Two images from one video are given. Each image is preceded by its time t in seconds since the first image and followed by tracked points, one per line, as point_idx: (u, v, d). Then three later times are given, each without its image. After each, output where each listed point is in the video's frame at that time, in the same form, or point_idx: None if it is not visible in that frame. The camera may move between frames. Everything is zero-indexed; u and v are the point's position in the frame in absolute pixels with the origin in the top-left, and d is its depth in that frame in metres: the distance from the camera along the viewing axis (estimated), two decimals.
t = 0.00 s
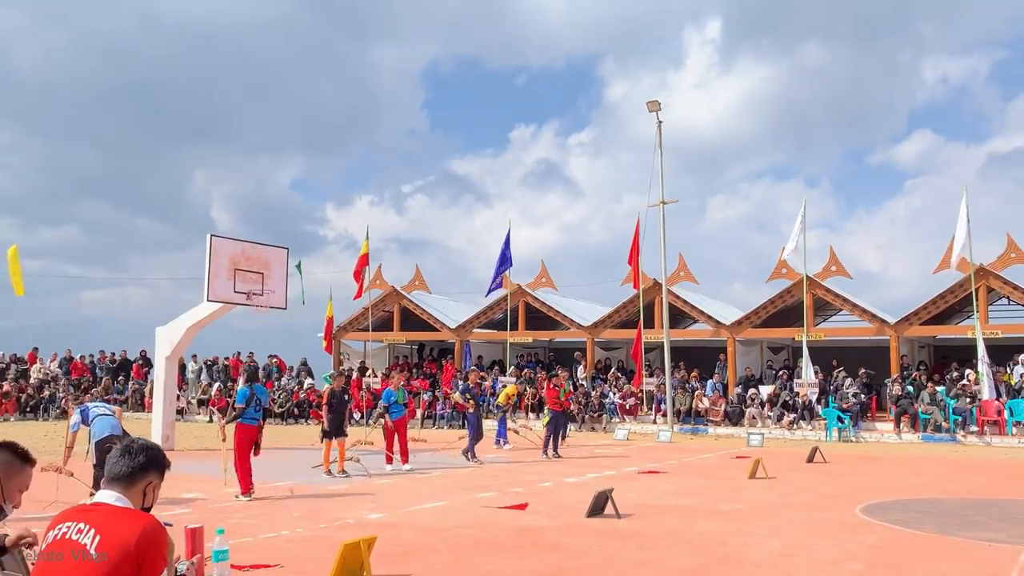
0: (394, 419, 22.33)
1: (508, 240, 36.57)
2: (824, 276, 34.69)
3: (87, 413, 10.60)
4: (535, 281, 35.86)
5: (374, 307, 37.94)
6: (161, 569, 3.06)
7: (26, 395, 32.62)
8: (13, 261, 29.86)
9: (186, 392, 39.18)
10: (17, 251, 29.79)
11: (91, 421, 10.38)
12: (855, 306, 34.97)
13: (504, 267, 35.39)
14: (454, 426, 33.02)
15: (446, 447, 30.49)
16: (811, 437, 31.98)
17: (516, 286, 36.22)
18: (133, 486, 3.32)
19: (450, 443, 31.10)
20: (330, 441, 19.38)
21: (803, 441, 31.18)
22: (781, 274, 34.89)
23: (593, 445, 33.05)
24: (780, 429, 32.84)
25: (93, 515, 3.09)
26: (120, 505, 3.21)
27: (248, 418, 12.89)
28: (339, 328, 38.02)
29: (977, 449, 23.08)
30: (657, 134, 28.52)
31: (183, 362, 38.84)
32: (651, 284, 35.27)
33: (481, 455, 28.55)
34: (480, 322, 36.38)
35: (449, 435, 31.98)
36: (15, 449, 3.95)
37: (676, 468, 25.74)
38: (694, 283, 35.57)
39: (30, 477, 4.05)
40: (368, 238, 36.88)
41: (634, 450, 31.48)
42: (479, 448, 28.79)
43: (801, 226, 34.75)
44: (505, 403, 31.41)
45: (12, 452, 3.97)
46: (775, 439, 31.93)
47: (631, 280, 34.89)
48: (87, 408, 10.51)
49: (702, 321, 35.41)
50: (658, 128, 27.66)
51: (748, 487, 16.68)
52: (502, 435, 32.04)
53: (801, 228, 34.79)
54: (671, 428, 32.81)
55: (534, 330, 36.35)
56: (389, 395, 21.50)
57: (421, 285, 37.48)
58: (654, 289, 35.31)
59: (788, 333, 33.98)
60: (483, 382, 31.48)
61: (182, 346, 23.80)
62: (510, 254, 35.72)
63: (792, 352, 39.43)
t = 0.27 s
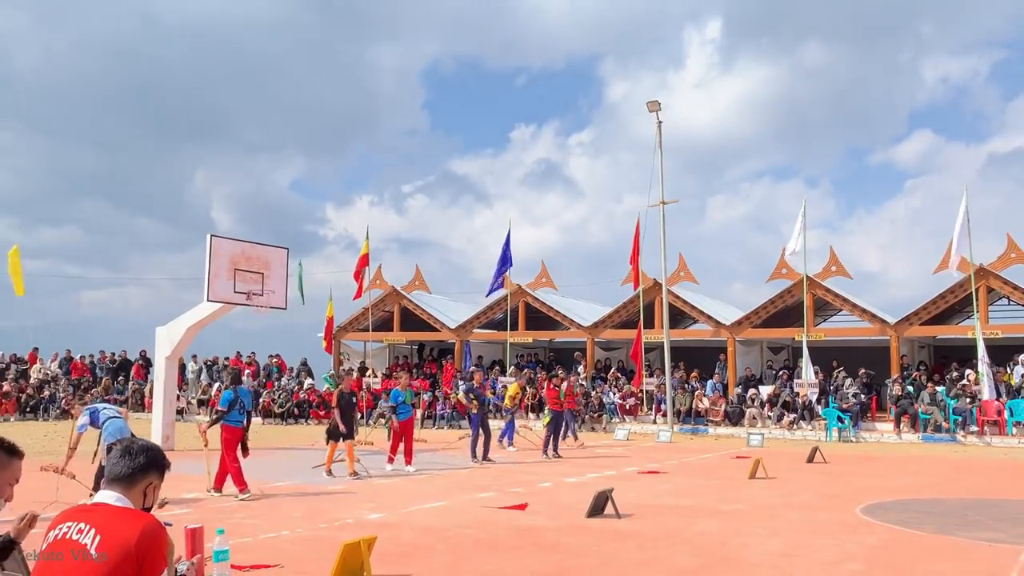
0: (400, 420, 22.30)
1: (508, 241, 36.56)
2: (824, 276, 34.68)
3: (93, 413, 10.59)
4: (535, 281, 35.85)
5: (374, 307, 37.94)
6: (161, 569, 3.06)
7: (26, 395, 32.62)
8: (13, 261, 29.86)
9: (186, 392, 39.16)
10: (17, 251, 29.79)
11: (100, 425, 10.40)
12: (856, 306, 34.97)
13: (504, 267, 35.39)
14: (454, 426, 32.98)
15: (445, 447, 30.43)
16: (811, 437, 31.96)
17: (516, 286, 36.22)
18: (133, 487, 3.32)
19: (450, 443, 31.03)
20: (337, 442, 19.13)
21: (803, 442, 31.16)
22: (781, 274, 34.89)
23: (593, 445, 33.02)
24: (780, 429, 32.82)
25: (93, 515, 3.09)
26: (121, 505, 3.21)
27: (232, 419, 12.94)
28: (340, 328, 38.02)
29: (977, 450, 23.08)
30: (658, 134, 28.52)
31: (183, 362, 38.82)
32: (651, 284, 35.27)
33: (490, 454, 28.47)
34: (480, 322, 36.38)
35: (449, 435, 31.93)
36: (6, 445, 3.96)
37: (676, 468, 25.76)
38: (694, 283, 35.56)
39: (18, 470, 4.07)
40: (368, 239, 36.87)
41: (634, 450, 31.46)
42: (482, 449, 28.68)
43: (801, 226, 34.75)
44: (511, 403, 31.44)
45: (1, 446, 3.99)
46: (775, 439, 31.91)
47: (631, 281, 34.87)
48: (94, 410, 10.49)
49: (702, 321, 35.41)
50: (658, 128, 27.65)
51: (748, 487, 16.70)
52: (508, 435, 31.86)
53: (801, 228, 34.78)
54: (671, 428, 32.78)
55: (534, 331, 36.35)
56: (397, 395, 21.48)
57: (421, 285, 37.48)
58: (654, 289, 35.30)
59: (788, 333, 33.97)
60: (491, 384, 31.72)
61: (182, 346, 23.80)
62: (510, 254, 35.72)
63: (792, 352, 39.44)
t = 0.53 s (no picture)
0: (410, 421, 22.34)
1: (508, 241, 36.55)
2: (824, 276, 34.68)
3: (96, 412, 10.62)
4: (535, 281, 35.85)
5: (374, 308, 37.94)
6: (161, 569, 3.06)
7: (26, 395, 32.62)
8: (13, 261, 29.86)
9: (186, 392, 39.13)
10: (17, 251, 29.79)
11: (104, 426, 10.39)
12: (855, 306, 34.98)
13: (504, 267, 35.38)
14: (454, 426, 32.95)
15: (445, 447, 30.41)
16: (811, 438, 31.94)
17: (516, 286, 36.21)
18: (133, 487, 3.32)
19: (450, 444, 30.99)
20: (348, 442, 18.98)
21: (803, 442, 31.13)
22: (781, 274, 34.89)
23: (593, 445, 33.00)
24: (780, 429, 32.79)
25: (93, 515, 3.09)
26: (120, 505, 3.21)
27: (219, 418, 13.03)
28: (340, 328, 38.02)
29: (977, 450, 23.10)
30: (658, 134, 28.49)
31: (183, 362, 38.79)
32: (651, 284, 35.27)
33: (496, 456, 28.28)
34: (481, 322, 36.37)
35: (449, 435, 31.89)
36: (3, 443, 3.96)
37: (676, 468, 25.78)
38: (694, 283, 35.56)
39: (12, 467, 4.07)
40: (368, 239, 36.86)
41: (634, 451, 31.44)
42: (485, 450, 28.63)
43: (802, 226, 34.74)
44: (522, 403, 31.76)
45: None
46: (775, 439, 31.90)
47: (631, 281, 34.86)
48: (98, 409, 10.49)
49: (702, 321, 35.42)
50: (658, 128, 27.66)
51: (748, 487, 16.72)
52: (511, 435, 31.79)
53: (801, 228, 34.78)
54: (671, 428, 32.76)
55: (534, 331, 36.35)
56: (408, 395, 21.55)
57: (421, 285, 37.48)
58: (654, 289, 35.31)
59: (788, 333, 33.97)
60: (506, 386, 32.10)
61: (182, 346, 23.79)
62: (510, 254, 35.71)
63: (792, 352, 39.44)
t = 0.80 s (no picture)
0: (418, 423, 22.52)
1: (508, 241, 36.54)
2: (823, 276, 34.68)
3: (94, 410, 10.59)
4: (535, 281, 35.85)
5: (374, 308, 37.95)
6: (160, 569, 3.06)
7: (26, 395, 32.63)
8: (13, 261, 29.85)
9: (185, 392, 39.10)
10: (17, 251, 29.79)
11: (104, 423, 10.39)
12: (855, 306, 34.98)
13: (504, 267, 35.37)
14: (454, 426, 32.93)
15: (445, 448, 30.38)
16: (811, 437, 31.92)
17: (516, 286, 36.20)
18: (132, 488, 3.32)
19: (449, 444, 30.95)
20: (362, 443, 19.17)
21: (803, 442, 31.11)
22: (781, 274, 34.89)
23: (592, 445, 32.98)
24: (780, 429, 32.77)
25: (92, 515, 3.09)
26: (120, 506, 3.21)
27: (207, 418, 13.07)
28: (340, 328, 38.02)
29: (977, 450, 23.10)
30: (658, 134, 28.47)
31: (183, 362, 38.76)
32: (651, 284, 35.26)
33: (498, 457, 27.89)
34: (481, 322, 36.37)
35: (449, 435, 31.87)
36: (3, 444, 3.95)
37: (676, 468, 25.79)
38: (694, 284, 35.56)
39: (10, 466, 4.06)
40: (368, 239, 36.83)
41: (634, 451, 31.42)
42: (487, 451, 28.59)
43: (801, 226, 34.73)
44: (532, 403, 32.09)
45: None
46: (775, 439, 31.88)
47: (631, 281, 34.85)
48: (95, 406, 10.48)
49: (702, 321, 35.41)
50: (658, 128, 27.63)
51: (748, 487, 16.72)
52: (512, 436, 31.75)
53: (801, 228, 34.77)
54: (671, 428, 32.74)
55: (534, 331, 36.35)
56: (416, 398, 21.72)
57: (421, 285, 37.47)
58: (654, 289, 35.31)
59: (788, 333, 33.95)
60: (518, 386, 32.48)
61: (182, 346, 23.78)
62: (510, 254, 35.70)
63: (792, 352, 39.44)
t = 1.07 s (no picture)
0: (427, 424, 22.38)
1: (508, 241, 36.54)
2: (823, 275, 34.68)
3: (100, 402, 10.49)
4: (535, 281, 35.85)
5: (375, 308, 37.96)
6: (161, 569, 3.07)
7: (26, 395, 32.64)
8: (13, 261, 29.85)
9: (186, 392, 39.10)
10: (17, 251, 29.81)
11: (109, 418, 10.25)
12: (855, 306, 34.99)
13: (504, 267, 35.36)
14: (454, 426, 32.91)
15: (445, 448, 30.34)
16: (811, 437, 31.91)
17: (516, 286, 36.20)
18: (132, 488, 3.32)
19: (450, 444, 30.91)
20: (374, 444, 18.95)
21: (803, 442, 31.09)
22: (781, 274, 34.89)
23: (592, 445, 32.96)
24: (780, 429, 32.76)
25: (92, 516, 3.09)
26: (119, 506, 3.21)
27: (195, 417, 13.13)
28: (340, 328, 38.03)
29: (977, 450, 23.11)
30: (658, 134, 28.46)
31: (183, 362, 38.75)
32: (651, 284, 35.27)
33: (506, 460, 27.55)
34: (481, 322, 36.36)
35: (449, 435, 31.83)
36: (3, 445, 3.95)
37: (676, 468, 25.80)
38: (694, 283, 35.57)
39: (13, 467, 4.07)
40: (368, 239, 36.78)
41: (634, 451, 31.40)
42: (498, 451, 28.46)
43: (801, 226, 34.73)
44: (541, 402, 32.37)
45: None
46: (775, 439, 31.87)
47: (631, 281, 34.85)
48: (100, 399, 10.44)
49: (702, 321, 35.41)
50: (658, 128, 27.61)
51: (748, 487, 16.73)
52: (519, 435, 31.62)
53: (801, 228, 34.77)
54: (671, 428, 32.72)
55: (534, 331, 36.35)
56: (424, 396, 21.54)
57: (421, 285, 37.48)
58: (654, 289, 35.31)
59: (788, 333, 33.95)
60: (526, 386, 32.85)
61: (182, 346, 23.78)
62: (509, 254, 35.69)
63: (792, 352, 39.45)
